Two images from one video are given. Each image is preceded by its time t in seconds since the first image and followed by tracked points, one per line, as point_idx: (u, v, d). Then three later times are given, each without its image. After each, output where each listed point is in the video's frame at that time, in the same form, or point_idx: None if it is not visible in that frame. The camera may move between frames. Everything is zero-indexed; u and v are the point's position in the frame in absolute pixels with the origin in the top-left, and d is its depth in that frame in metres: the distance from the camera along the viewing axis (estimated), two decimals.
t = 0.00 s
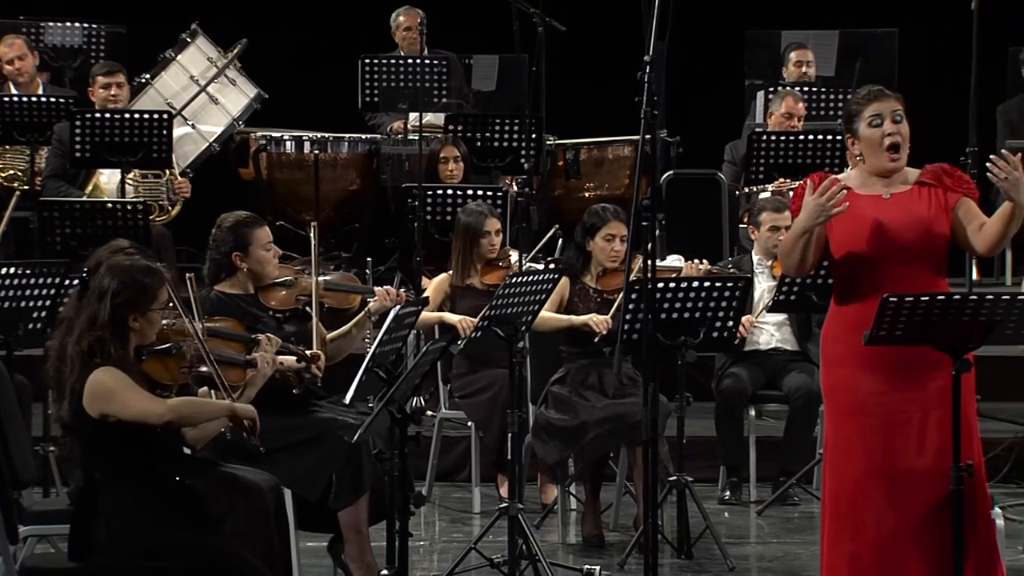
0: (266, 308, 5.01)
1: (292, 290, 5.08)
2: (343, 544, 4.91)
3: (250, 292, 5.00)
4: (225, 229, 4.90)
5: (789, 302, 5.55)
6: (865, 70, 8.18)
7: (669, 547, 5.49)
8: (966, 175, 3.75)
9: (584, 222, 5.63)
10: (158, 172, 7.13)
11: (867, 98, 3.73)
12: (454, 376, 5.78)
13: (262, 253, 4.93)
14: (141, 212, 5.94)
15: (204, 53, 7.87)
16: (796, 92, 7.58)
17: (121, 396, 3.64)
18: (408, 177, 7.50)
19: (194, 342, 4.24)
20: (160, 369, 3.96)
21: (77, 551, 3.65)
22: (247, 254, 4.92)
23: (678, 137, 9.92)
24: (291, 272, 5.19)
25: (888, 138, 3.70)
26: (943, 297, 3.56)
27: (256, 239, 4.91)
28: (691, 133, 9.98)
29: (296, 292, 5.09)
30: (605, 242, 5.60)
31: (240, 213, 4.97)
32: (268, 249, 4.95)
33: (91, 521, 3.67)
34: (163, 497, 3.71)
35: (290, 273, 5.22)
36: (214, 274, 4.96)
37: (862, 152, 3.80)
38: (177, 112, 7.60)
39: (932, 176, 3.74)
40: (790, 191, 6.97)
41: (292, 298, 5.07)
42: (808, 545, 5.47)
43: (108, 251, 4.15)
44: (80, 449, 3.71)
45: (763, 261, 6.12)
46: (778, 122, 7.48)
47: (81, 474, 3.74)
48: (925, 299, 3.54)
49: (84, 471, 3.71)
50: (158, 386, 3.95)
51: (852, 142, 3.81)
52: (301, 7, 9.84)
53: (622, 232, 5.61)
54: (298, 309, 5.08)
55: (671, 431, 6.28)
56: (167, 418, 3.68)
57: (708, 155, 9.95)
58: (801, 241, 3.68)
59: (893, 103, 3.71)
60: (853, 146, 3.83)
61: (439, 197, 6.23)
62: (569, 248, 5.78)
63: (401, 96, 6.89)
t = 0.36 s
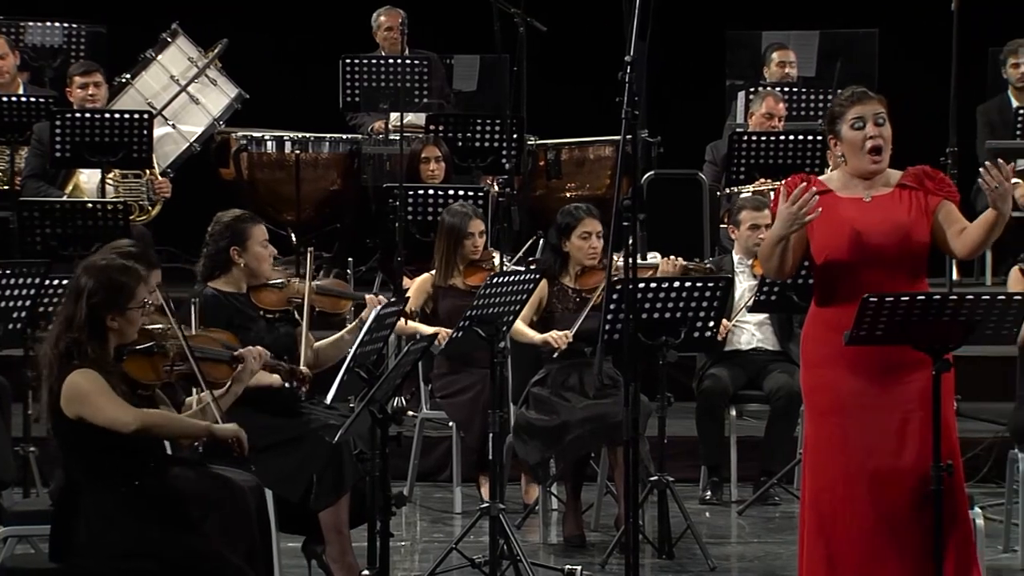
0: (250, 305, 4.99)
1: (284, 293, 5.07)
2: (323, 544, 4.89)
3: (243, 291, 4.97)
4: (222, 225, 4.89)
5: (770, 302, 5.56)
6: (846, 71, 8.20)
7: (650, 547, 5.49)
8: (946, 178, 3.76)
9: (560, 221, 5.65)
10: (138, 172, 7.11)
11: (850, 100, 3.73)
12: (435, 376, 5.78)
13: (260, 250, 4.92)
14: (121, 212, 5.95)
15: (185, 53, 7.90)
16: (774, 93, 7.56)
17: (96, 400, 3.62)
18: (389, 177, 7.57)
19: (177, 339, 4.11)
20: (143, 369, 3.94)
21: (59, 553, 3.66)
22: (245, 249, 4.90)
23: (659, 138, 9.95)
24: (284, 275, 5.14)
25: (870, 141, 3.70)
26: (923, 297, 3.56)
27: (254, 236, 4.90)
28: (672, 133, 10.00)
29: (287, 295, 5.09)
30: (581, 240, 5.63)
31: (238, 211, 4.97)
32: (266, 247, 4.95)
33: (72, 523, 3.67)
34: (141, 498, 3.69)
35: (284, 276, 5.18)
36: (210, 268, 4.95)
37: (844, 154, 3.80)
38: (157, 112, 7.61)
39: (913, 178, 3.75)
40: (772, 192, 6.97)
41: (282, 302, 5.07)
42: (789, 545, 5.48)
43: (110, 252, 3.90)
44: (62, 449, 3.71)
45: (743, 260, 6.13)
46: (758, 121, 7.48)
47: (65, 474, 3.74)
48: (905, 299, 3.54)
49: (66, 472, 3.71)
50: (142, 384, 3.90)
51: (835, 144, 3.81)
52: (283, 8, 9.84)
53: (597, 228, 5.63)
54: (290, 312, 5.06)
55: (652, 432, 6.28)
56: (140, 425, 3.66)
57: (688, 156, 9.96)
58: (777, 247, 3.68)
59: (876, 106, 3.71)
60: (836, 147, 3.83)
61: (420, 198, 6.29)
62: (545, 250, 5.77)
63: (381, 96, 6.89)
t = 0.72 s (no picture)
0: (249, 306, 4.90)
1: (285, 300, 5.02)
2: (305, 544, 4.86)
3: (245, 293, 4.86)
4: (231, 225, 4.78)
5: (752, 302, 5.57)
6: (826, 72, 8.25)
7: (632, 547, 5.50)
8: (938, 181, 3.75)
9: (537, 221, 5.63)
10: (119, 172, 7.11)
11: (844, 101, 3.71)
12: (416, 376, 5.77)
13: (267, 255, 4.82)
14: (103, 211, 5.99)
15: (166, 53, 7.86)
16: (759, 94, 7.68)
17: (82, 404, 3.61)
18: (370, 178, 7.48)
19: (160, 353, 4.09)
20: (122, 373, 4.00)
21: (37, 554, 3.61)
22: (254, 252, 4.80)
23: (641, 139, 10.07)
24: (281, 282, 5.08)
25: (863, 142, 3.68)
26: (903, 297, 3.55)
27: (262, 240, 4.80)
28: (654, 133, 10.16)
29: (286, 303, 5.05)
30: (557, 242, 5.61)
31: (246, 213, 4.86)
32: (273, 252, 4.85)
33: (52, 522, 3.63)
34: (126, 497, 3.68)
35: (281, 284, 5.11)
36: (215, 266, 4.83)
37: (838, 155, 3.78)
38: (139, 112, 7.59)
39: (905, 181, 3.74)
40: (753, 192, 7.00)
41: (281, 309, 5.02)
42: (771, 544, 5.49)
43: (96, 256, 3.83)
44: (42, 450, 3.69)
45: (725, 261, 6.12)
46: (740, 122, 7.48)
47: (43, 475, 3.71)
48: (886, 299, 3.53)
49: (45, 472, 3.68)
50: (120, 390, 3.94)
51: (829, 145, 3.79)
52: (266, 9, 9.87)
53: (572, 230, 5.61)
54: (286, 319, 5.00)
55: (634, 431, 6.29)
56: (122, 435, 3.65)
57: (671, 157, 10.10)
58: (764, 256, 3.67)
59: (870, 108, 3.69)
60: (829, 148, 3.81)
61: (402, 199, 6.24)
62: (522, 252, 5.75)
63: (363, 96, 6.92)
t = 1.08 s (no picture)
0: (235, 303, 4.91)
1: (271, 298, 5.08)
2: (286, 544, 4.84)
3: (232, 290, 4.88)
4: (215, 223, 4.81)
5: (735, 302, 5.57)
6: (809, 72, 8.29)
7: (615, 547, 5.50)
8: (934, 182, 3.71)
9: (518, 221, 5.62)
10: (101, 172, 7.09)
11: (841, 100, 3.67)
12: (399, 376, 5.79)
13: (252, 252, 4.87)
14: (85, 212, 5.98)
15: (148, 53, 7.86)
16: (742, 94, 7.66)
17: (80, 395, 3.60)
18: (355, 177, 7.52)
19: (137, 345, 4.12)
20: (102, 366, 3.95)
21: (24, 554, 3.63)
22: (239, 249, 4.84)
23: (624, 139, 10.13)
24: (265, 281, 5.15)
25: (858, 142, 3.65)
26: (885, 297, 3.55)
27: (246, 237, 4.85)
28: (637, 132, 10.20)
29: (271, 301, 5.10)
30: (540, 242, 5.60)
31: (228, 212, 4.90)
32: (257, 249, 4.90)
33: (38, 521, 3.64)
34: (111, 496, 3.68)
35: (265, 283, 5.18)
36: (200, 264, 4.84)
37: (834, 153, 3.74)
38: (122, 112, 7.57)
39: (899, 181, 3.71)
40: (736, 192, 7.01)
41: (268, 306, 5.09)
42: (755, 544, 5.49)
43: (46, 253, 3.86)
44: (28, 448, 3.67)
45: (708, 261, 6.13)
46: (723, 122, 7.49)
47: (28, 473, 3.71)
48: (869, 300, 3.54)
49: (29, 471, 3.67)
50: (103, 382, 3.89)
51: (825, 142, 3.76)
52: (250, 9, 9.89)
53: (555, 230, 5.60)
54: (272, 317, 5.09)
55: (617, 432, 6.29)
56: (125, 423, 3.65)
57: (653, 157, 10.15)
58: (752, 262, 3.65)
59: (867, 108, 3.65)
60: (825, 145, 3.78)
61: (385, 199, 6.28)
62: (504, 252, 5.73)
63: (346, 96, 6.93)
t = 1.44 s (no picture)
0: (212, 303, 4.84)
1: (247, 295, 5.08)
2: (269, 544, 4.83)
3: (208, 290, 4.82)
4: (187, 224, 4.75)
5: (719, 303, 5.57)
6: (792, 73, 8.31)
7: (599, 547, 5.50)
8: (927, 183, 3.68)
9: (506, 222, 5.61)
10: (84, 172, 7.08)
11: (840, 98, 3.65)
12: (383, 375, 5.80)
13: (225, 252, 4.79)
14: (68, 212, 5.98)
15: (131, 53, 7.84)
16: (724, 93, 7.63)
17: (53, 390, 3.58)
18: (339, 177, 7.57)
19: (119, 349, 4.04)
20: (84, 368, 3.91)
21: (4, 553, 3.63)
22: (212, 249, 4.77)
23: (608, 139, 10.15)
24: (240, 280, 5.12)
25: (853, 141, 3.63)
26: (869, 297, 3.56)
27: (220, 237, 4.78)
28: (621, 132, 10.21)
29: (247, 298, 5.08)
30: (527, 242, 5.59)
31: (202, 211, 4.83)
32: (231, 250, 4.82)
33: (18, 521, 3.64)
34: (89, 497, 3.67)
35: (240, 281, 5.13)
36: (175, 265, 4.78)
37: (830, 151, 3.72)
38: (104, 112, 7.56)
39: (892, 183, 3.67)
40: (720, 193, 7.03)
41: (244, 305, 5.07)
42: (738, 544, 5.50)
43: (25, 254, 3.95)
44: (7, 449, 3.66)
45: (692, 261, 6.13)
46: (706, 122, 7.50)
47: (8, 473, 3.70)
48: (852, 300, 3.54)
49: (8, 471, 3.66)
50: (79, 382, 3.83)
51: (823, 139, 3.73)
52: (234, 9, 9.89)
53: (543, 231, 5.60)
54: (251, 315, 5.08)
55: (601, 432, 6.30)
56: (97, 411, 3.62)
57: (636, 156, 10.17)
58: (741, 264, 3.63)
59: (867, 109, 3.63)
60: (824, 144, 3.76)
61: (369, 199, 6.33)
62: (491, 252, 5.72)
63: (330, 97, 6.98)
